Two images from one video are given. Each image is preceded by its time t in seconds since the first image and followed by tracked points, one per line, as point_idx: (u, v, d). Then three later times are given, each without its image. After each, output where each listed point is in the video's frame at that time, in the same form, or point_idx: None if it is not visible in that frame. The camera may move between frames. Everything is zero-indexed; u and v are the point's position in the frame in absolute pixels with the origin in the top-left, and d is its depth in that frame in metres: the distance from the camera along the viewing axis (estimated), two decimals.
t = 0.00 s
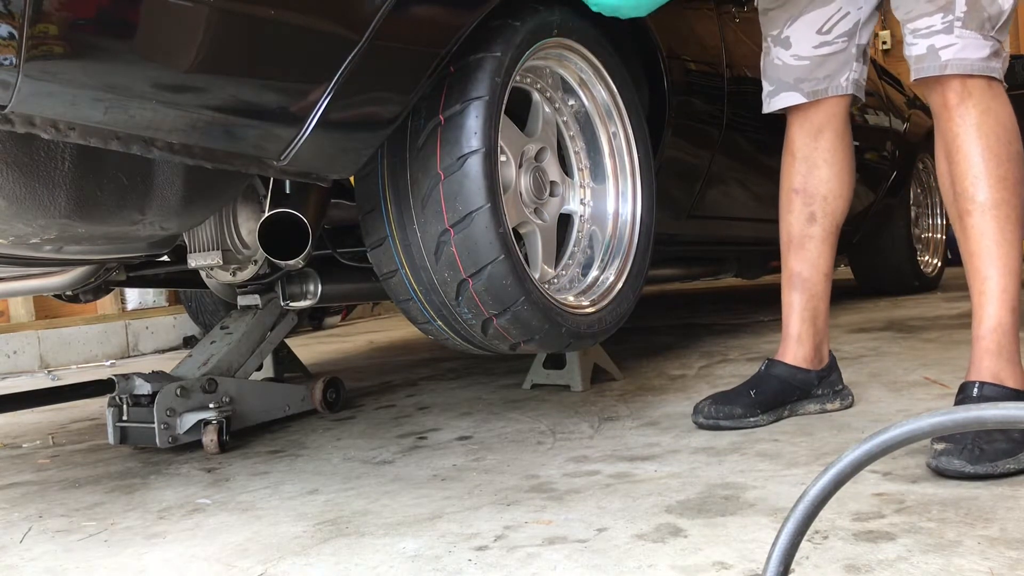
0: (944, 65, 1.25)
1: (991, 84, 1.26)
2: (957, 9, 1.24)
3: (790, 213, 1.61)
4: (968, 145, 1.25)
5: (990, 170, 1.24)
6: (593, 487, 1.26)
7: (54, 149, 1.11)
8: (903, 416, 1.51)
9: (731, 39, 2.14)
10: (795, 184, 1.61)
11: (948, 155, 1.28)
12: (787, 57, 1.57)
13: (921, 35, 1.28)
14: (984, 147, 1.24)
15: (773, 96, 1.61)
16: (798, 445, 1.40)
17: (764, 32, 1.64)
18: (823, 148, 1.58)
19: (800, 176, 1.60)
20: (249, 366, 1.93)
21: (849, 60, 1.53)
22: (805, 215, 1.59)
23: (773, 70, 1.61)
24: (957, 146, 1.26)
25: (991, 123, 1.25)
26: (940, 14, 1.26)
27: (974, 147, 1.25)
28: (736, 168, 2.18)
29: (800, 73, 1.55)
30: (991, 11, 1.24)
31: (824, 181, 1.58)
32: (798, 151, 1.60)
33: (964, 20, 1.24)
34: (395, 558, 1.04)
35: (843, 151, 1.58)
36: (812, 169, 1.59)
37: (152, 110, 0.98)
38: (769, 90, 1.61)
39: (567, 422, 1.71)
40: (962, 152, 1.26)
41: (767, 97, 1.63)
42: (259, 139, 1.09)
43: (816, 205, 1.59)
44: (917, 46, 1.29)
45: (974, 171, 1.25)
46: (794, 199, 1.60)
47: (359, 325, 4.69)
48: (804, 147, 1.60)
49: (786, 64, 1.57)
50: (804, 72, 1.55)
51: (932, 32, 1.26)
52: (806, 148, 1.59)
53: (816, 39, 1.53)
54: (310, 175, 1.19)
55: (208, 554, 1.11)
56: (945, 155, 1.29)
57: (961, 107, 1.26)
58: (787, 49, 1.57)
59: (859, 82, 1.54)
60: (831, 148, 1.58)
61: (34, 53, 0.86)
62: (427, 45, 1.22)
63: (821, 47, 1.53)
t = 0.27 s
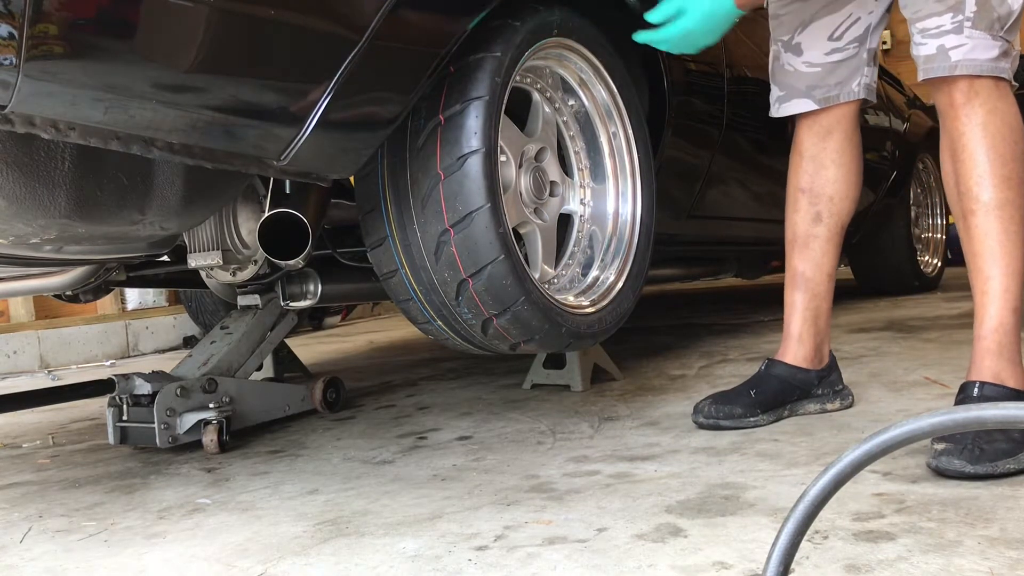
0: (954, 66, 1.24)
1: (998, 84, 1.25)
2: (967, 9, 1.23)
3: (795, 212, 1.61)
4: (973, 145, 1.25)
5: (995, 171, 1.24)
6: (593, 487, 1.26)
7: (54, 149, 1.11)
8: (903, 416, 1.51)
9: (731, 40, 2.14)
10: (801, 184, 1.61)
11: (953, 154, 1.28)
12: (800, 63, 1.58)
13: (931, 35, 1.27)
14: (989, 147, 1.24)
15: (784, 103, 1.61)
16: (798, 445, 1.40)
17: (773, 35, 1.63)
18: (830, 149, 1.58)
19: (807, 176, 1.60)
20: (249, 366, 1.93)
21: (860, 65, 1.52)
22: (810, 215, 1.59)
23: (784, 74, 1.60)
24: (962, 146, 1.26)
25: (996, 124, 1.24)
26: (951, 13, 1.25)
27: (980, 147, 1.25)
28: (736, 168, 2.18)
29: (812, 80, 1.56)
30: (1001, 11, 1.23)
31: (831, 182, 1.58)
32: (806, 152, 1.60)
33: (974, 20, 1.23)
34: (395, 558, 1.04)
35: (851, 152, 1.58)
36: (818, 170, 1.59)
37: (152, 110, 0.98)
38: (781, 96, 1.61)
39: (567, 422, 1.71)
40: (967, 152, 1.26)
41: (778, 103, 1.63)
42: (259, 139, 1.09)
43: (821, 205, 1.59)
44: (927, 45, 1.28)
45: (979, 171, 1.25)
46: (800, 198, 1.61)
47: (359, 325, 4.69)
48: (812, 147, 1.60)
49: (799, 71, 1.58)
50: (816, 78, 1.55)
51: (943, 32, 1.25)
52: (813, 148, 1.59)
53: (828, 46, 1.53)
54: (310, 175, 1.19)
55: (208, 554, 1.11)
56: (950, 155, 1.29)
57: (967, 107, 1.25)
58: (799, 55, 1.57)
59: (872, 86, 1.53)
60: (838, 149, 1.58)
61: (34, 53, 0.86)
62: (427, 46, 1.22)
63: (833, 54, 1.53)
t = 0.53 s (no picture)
0: (955, 62, 1.24)
1: (998, 82, 1.25)
2: (969, 5, 1.23)
3: (797, 212, 1.61)
4: (974, 145, 1.25)
5: (995, 170, 1.24)
6: (593, 487, 1.26)
7: (54, 149, 1.11)
8: (903, 416, 1.51)
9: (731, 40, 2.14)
10: (803, 184, 1.61)
11: (953, 154, 1.28)
12: (801, 65, 1.55)
13: (932, 30, 1.27)
14: (990, 147, 1.24)
15: (785, 103, 1.61)
16: (798, 445, 1.40)
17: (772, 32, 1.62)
18: (832, 149, 1.58)
19: (809, 176, 1.61)
20: (249, 366, 1.93)
21: (863, 68, 1.54)
22: (812, 215, 1.59)
23: (784, 73, 1.60)
24: (963, 145, 1.26)
25: (998, 123, 1.24)
26: (953, 9, 1.25)
27: (980, 147, 1.25)
28: (736, 168, 2.18)
29: (816, 82, 1.55)
30: (1002, 9, 1.24)
31: (833, 182, 1.58)
32: (808, 152, 1.61)
33: (975, 16, 1.23)
34: (394, 558, 1.04)
35: (853, 153, 1.58)
36: (820, 170, 1.59)
37: (152, 110, 0.98)
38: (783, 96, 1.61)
39: (567, 422, 1.71)
40: (968, 152, 1.26)
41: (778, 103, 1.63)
42: (259, 139, 1.09)
43: (823, 205, 1.59)
44: (927, 41, 1.27)
45: (979, 171, 1.25)
46: (801, 198, 1.61)
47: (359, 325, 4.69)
48: (815, 148, 1.60)
49: (801, 73, 1.56)
50: (820, 80, 1.54)
51: (944, 27, 1.25)
52: (816, 148, 1.60)
53: (832, 48, 1.52)
54: (311, 175, 1.19)
55: (208, 554, 1.11)
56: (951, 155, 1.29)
57: (967, 106, 1.26)
58: (802, 57, 1.55)
59: (873, 88, 1.56)
60: (841, 149, 1.58)
61: (34, 53, 0.86)
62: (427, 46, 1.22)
63: (836, 56, 1.52)
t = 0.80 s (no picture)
0: (960, 61, 1.24)
1: (1000, 82, 1.25)
2: (974, 5, 1.24)
3: (796, 212, 1.61)
4: (975, 145, 1.25)
5: (997, 170, 1.24)
6: (593, 487, 1.26)
7: (54, 149, 1.11)
8: (903, 416, 1.51)
9: (731, 39, 2.14)
10: (802, 184, 1.61)
11: (954, 154, 1.28)
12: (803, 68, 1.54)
13: (937, 29, 1.26)
14: (991, 146, 1.24)
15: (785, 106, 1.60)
16: (798, 445, 1.40)
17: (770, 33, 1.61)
18: (831, 150, 1.59)
19: (808, 176, 1.60)
20: (249, 366, 1.93)
21: (863, 70, 1.53)
22: (811, 215, 1.59)
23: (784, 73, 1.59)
24: (964, 145, 1.26)
25: (999, 123, 1.24)
26: (958, 8, 1.25)
27: (982, 147, 1.25)
28: (736, 168, 2.18)
29: (817, 85, 1.54)
30: (1006, 10, 1.25)
31: (833, 182, 1.58)
32: (808, 152, 1.61)
33: (980, 16, 1.24)
34: (395, 558, 1.04)
35: (852, 153, 1.59)
36: (820, 170, 1.59)
37: (152, 110, 0.98)
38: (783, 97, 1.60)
39: (567, 422, 1.71)
40: (970, 152, 1.26)
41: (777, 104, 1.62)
42: (259, 139, 1.09)
43: (823, 205, 1.59)
44: (932, 39, 1.27)
45: (981, 170, 1.25)
46: (801, 198, 1.61)
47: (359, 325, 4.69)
48: (814, 148, 1.60)
49: (802, 76, 1.54)
50: (821, 83, 1.53)
51: (949, 26, 1.25)
52: (815, 149, 1.60)
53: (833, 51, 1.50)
54: (311, 175, 1.19)
55: (208, 554, 1.11)
56: (953, 155, 1.29)
57: (969, 106, 1.26)
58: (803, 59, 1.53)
59: (872, 89, 1.55)
60: (840, 149, 1.58)
61: (34, 53, 0.86)
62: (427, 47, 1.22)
63: (838, 59, 1.51)
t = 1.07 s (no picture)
0: (972, 64, 1.23)
1: (1003, 82, 1.25)
2: (984, 8, 1.23)
3: (794, 212, 1.61)
4: (977, 144, 1.25)
5: (999, 170, 1.24)
6: (593, 487, 1.26)
7: (54, 149, 1.11)
8: (903, 416, 1.51)
9: (731, 39, 2.14)
10: (800, 184, 1.61)
11: (955, 154, 1.28)
12: (800, 67, 1.54)
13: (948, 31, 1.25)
14: (992, 146, 1.24)
15: (780, 106, 1.59)
16: (798, 445, 1.40)
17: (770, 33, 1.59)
18: (828, 148, 1.58)
19: (805, 176, 1.60)
20: (249, 366, 1.93)
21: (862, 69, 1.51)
22: (809, 214, 1.59)
23: (781, 73, 1.58)
24: (966, 145, 1.26)
25: (1000, 123, 1.24)
26: (968, 10, 1.24)
27: (984, 146, 1.25)
28: (736, 168, 2.17)
29: (814, 84, 1.53)
30: (1012, 13, 1.25)
31: (830, 182, 1.58)
32: (804, 150, 1.60)
33: (989, 19, 1.23)
34: (395, 558, 1.04)
35: (850, 151, 1.58)
36: (817, 170, 1.59)
37: (152, 110, 0.98)
38: (779, 97, 1.59)
39: (567, 422, 1.71)
40: (972, 151, 1.26)
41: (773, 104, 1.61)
42: (259, 139, 1.09)
43: (821, 204, 1.59)
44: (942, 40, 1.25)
45: (983, 170, 1.25)
46: (798, 198, 1.61)
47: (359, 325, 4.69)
48: (810, 146, 1.59)
49: (799, 74, 1.54)
50: (818, 83, 1.53)
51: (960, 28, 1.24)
52: (811, 148, 1.59)
53: (830, 51, 1.50)
54: (311, 175, 1.19)
55: (208, 554, 1.11)
56: (954, 155, 1.29)
57: (971, 106, 1.25)
58: (800, 58, 1.54)
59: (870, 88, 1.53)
60: (837, 148, 1.58)
61: (34, 53, 0.86)
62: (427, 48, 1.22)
63: (835, 59, 1.50)
